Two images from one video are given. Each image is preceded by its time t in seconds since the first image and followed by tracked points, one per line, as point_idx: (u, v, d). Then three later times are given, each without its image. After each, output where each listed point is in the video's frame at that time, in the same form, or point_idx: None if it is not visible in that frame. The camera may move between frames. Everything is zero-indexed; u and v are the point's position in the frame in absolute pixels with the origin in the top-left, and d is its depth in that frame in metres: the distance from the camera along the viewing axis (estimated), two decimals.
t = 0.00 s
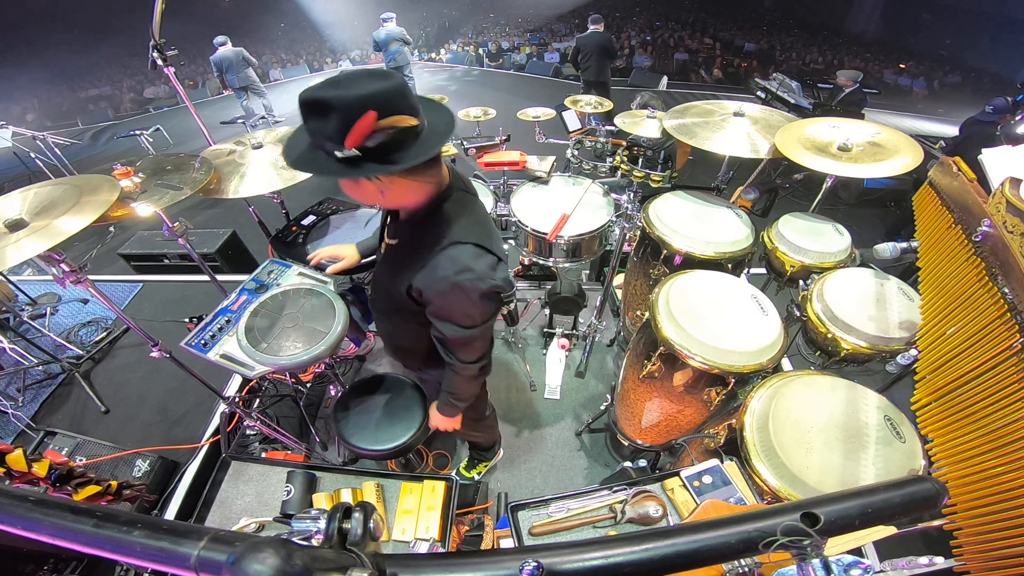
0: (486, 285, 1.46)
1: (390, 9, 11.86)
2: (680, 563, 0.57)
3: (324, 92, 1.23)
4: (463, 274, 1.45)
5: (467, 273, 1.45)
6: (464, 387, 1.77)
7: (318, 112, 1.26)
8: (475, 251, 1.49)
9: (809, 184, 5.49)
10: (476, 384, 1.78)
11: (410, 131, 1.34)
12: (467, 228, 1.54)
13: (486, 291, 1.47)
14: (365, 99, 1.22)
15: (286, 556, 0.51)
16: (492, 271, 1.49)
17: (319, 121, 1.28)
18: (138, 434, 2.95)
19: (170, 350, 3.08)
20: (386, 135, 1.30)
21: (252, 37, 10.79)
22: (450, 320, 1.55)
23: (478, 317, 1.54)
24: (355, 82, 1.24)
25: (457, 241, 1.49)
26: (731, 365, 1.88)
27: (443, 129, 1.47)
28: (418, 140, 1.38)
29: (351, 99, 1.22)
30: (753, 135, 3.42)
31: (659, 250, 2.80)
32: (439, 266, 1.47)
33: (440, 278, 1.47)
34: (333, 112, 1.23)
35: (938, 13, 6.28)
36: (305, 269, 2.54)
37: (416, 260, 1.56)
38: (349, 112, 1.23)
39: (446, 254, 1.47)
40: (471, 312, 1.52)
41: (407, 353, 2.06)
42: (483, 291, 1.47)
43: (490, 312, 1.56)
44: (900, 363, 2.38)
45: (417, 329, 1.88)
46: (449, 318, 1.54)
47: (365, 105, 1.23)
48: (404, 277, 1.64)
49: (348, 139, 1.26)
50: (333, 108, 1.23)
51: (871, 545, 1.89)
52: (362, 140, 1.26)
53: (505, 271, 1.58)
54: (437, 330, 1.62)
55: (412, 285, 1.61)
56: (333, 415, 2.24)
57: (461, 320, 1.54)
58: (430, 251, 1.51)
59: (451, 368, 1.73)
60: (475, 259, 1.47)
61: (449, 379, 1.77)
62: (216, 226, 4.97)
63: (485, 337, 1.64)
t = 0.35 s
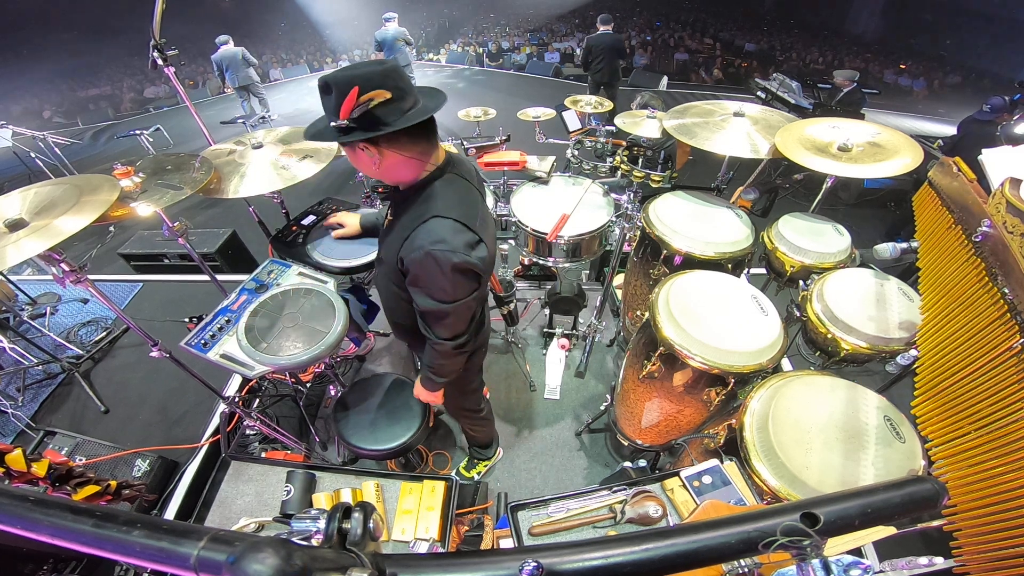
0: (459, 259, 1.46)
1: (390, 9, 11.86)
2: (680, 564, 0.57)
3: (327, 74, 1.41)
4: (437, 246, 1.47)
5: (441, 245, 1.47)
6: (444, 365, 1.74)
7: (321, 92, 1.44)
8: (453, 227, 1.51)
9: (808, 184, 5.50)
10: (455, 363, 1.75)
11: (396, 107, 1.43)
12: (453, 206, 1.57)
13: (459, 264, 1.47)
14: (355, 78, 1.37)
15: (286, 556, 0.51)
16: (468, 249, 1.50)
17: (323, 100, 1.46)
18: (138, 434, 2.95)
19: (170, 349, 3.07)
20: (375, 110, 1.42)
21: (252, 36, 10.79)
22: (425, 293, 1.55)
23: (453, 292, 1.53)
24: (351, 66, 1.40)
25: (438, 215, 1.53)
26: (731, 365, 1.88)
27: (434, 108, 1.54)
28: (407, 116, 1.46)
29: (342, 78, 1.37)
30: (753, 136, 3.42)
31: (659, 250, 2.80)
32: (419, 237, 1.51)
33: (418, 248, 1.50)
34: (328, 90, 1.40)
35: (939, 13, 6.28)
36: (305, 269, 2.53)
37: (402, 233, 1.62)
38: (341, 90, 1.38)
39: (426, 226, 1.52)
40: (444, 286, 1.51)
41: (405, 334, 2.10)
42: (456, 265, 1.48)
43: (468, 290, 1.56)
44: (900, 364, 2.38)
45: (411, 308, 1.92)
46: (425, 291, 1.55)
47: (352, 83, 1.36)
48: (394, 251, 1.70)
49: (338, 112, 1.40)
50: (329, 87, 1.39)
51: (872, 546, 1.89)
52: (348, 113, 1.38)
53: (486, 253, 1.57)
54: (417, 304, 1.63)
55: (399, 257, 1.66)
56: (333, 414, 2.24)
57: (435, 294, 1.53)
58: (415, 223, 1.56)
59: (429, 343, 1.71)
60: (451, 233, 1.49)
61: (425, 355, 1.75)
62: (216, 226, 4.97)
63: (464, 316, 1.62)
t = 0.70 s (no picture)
0: (469, 248, 1.47)
1: (390, 9, 11.84)
2: (680, 563, 0.57)
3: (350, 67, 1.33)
4: (447, 236, 1.47)
5: (451, 234, 1.47)
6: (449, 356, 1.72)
7: (349, 86, 1.34)
8: (461, 216, 1.52)
9: (808, 184, 5.49)
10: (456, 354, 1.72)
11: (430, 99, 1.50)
12: (463, 197, 1.58)
13: (469, 253, 1.47)
14: (394, 69, 1.36)
15: (286, 556, 0.51)
16: (478, 237, 1.51)
17: (347, 95, 1.35)
18: (138, 434, 2.95)
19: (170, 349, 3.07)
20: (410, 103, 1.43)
21: (251, 36, 10.79)
22: (435, 284, 1.55)
23: (464, 282, 1.53)
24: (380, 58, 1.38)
25: (444, 206, 1.54)
26: (731, 365, 1.88)
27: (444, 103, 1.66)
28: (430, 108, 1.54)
29: (386, 69, 1.35)
30: (753, 135, 3.41)
31: (659, 250, 2.80)
32: (429, 229, 1.51)
33: (427, 239, 1.50)
34: (368, 81, 1.33)
35: (940, 13, 6.29)
36: (305, 269, 2.53)
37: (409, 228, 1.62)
38: (382, 80, 1.35)
39: (435, 217, 1.52)
40: (453, 276, 1.50)
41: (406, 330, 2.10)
42: (466, 255, 1.48)
43: (477, 280, 1.56)
44: (901, 363, 2.38)
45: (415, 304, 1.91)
46: (435, 282, 1.54)
47: (397, 73, 1.36)
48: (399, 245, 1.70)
49: (385, 102, 1.35)
50: (368, 78, 1.34)
51: (871, 545, 1.89)
52: (398, 102, 1.36)
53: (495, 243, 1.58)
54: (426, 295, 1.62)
55: (405, 252, 1.65)
56: (333, 414, 2.24)
57: (445, 285, 1.53)
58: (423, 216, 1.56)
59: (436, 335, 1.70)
60: (459, 222, 1.50)
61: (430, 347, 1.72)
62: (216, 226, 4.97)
63: (474, 306, 1.61)
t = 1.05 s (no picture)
0: (499, 274, 1.44)
1: (390, 9, 11.83)
2: (680, 563, 0.57)
3: (362, 104, 1.15)
4: (480, 267, 1.42)
5: (482, 265, 1.43)
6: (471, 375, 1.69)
7: (367, 127, 1.16)
8: (486, 242, 1.47)
9: (808, 184, 5.49)
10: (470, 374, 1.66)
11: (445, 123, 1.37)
12: (481, 221, 1.51)
13: (500, 280, 1.45)
14: (411, 97, 1.20)
15: (286, 555, 0.51)
16: (504, 262, 1.47)
17: (366, 139, 1.17)
18: (138, 434, 2.96)
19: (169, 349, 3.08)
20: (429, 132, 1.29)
21: (251, 36, 10.80)
22: (464, 312, 1.50)
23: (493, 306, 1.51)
24: (391, 85, 1.19)
25: (469, 233, 1.46)
26: (731, 365, 1.88)
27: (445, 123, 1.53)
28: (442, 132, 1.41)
29: (406, 100, 1.18)
30: (753, 135, 3.42)
31: (659, 250, 2.80)
32: (455, 261, 1.44)
33: (456, 270, 1.44)
34: (392, 118, 1.16)
35: (940, 13, 6.30)
36: (305, 269, 2.53)
37: (427, 258, 1.52)
38: (404, 115, 1.18)
39: (461, 247, 1.44)
40: (484, 303, 1.48)
41: (407, 341, 2.04)
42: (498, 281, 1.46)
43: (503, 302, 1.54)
44: (901, 363, 2.38)
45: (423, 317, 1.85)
46: (463, 309, 1.50)
47: (417, 102, 1.21)
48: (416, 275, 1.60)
49: (411, 139, 1.20)
50: (390, 115, 1.16)
51: (871, 544, 1.89)
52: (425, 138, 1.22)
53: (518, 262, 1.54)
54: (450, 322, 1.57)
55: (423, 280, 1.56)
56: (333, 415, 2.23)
57: (473, 312, 1.50)
58: (445, 248, 1.47)
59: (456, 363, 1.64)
60: (487, 251, 1.45)
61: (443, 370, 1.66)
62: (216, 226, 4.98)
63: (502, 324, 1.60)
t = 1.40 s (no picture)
0: (498, 288, 1.43)
1: (390, 9, 11.83)
2: (681, 563, 0.57)
3: (341, 127, 1.09)
4: (478, 282, 1.42)
5: (480, 280, 1.42)
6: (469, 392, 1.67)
7: (347, 152, 1.10)
8: (485, 255, 1.46)
9: (808, 184, 5.49)
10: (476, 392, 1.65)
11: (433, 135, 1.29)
12: (479, 234, 1.51)
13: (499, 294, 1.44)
14: (394, 115, 1.13)
15: (286, 556, 0.51)
16: (504, 275, 1.47)
17: (347, 165, 1.12)
18: (138, 434, 2.96)
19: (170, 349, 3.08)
20: (416, 148, 1.22)
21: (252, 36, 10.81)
22: (463, 328, 1.49)
23: (492, 322, 1.50)
24: (372, 104, 1.13)
25: (468, 247, 1.46)
26: (731, 365, 1.88)
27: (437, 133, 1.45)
28: (433, 145, 1.34)
29: (385, 119, 1.11)
30: (753, 135, 3.42)
31: (659, 250, 2.80)
32: (454, 275, 1.44)
33: (455, 285, 1.43)
34: (373, 140, 1.10)
35: (939, 13, 6.31)
36: (305, 269, 2.53)
37: (426, 272, 1.53)
38: (385, 135, 1.11)
39: (460, 261, 1.44)
40: (484, 317, 1.47)
41: (408, 348, 2.02)
42: (497, 295, 1.45)
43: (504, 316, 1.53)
44: (901, 363, 2.38)
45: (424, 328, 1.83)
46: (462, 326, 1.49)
47: (399, 119, 1.13)
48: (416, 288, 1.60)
49: (394, 161, 1.14)
50: (368, 137, 1.09)
51: (870, 544, 1.89)
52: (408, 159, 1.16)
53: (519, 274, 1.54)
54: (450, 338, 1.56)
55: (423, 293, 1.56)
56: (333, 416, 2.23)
57: (473, 327, 1.49)
58: (443, 262, 1.47)
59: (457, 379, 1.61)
60: (486, 264, 1.44)
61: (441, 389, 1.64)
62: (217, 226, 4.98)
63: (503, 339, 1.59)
